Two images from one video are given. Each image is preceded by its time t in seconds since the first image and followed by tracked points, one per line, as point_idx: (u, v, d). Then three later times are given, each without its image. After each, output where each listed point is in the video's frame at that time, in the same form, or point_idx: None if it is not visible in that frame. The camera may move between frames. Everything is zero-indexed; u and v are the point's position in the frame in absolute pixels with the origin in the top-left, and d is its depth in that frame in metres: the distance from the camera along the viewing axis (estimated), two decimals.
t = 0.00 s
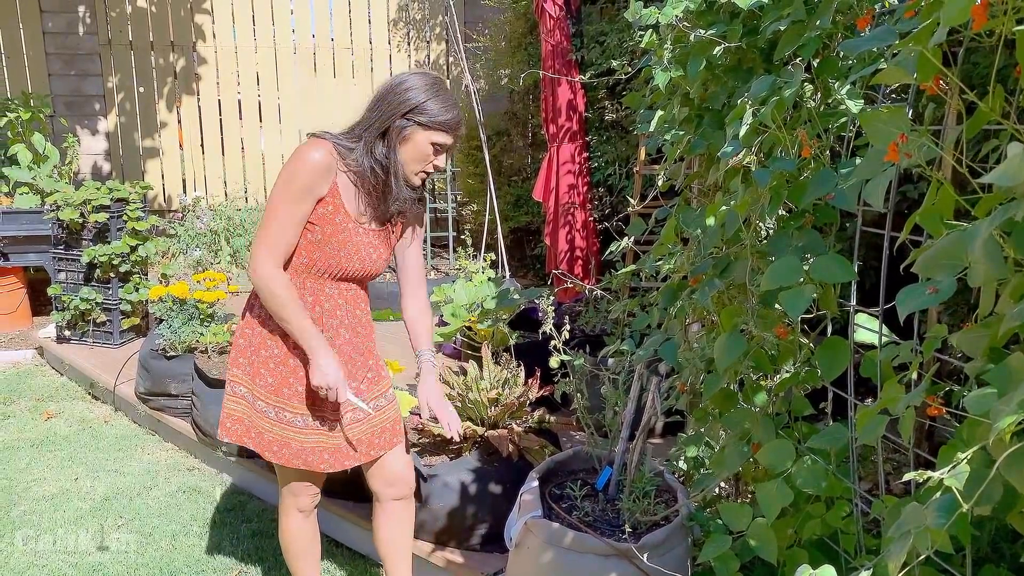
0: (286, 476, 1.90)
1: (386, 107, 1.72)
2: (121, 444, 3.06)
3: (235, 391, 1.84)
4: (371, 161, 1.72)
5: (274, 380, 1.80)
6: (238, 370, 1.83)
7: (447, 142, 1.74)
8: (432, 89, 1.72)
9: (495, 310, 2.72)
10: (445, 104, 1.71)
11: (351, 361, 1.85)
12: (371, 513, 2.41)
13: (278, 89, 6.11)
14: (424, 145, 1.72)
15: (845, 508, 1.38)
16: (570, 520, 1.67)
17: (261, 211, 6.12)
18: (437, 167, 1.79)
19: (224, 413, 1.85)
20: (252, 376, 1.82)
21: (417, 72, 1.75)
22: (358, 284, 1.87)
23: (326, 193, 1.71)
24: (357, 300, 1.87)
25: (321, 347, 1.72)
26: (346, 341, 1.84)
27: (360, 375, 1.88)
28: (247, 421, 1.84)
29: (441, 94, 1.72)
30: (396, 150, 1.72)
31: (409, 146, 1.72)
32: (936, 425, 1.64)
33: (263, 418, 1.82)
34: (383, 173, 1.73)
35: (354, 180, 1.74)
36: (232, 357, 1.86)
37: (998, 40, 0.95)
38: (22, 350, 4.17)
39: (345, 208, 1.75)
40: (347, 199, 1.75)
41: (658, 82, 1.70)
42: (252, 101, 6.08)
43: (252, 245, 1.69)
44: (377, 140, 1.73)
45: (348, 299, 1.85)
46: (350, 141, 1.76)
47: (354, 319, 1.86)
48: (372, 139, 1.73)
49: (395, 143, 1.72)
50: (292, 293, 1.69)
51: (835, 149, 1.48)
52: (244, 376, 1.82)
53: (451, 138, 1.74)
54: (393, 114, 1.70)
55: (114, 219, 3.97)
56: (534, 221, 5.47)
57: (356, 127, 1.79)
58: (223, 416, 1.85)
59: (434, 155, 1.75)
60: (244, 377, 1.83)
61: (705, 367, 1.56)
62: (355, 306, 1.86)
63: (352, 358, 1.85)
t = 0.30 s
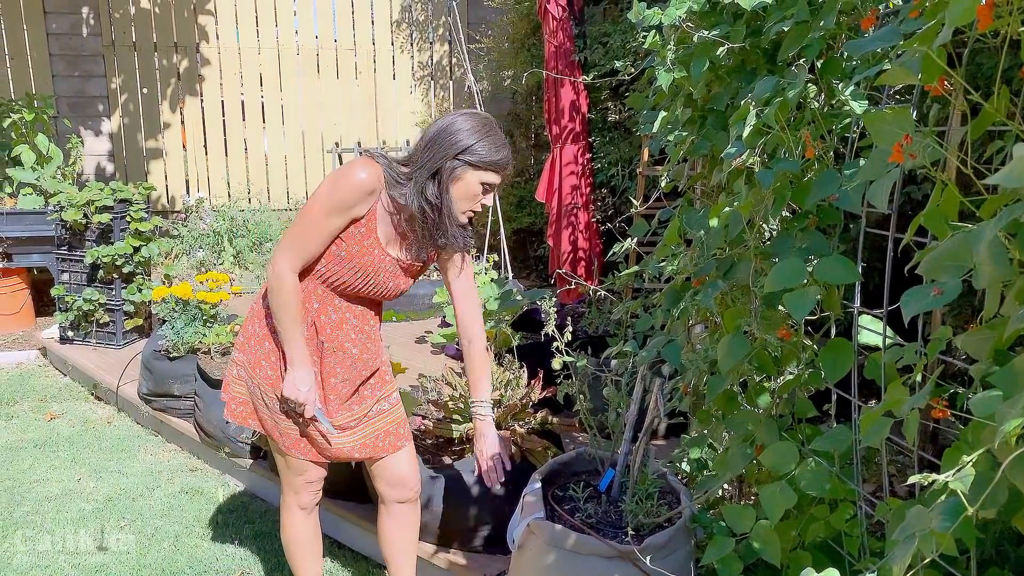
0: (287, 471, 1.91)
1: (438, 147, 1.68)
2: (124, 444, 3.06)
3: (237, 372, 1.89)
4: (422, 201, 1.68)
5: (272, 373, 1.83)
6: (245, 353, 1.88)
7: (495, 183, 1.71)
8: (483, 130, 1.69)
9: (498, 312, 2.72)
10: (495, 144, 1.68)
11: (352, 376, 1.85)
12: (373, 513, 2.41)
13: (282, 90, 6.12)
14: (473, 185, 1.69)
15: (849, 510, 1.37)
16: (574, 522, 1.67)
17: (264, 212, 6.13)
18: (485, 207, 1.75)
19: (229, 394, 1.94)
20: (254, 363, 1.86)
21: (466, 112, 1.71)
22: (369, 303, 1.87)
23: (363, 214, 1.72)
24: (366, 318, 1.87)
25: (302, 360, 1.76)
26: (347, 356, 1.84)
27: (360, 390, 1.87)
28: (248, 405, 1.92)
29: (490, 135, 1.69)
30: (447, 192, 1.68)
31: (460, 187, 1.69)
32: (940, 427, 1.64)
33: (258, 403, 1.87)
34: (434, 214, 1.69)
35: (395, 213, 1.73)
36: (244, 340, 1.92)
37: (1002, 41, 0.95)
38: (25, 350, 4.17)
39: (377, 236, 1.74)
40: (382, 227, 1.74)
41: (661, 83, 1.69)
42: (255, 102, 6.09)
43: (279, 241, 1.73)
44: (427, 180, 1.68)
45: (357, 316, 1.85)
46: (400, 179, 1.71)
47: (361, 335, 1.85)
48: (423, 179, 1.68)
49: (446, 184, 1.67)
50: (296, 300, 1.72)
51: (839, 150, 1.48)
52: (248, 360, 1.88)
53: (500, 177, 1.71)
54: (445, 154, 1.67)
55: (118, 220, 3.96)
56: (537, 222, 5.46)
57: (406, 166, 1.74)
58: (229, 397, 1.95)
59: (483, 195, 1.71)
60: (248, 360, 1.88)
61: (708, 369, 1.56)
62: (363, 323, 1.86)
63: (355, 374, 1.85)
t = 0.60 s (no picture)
0: (292, 472, 1.91)
1: (469, 184, 1.63)
2: (127, 446, 3.05)
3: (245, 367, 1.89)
4: (450, 237, 1.63)
5: (279, 374, 1.83)
6: (254, 349, 1.88)
7: (523, 223, 1.66)
8: (514, 169, 1.63)
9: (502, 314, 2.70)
10: (526, 183, 1.63)
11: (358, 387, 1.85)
12: (376, 515, 2.41)
13: (285, 90, 6.12)
14: (501, 224, 1.64)
15: (855, 515, 1.36)
16: (579, 525, 1.67)
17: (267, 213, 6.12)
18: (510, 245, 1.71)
19: (239, 389, 1.96)
20: (261, 362, 1.86)
21: (500, 149, 1.66)
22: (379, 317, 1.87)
23: (388, 240, 1.70)
24: (375, 332, 1.88)
25: (311, 370, 1.77)
26: (353, 367, 1.84)
27: (364, 400, 1.88)
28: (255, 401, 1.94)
29: (522, 175, 1.64)
30: (475, 229, 1.63)
31: (487, 224, 1.64)
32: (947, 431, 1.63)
33: (263, 400, 1.88)
34: (461, 250, 1.65)
35: (417, 242, 1.72)
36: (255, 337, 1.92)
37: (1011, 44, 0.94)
38: (30, 351, 4.18)
39: (399, 262, 1.73)
40: (404, 253, 1.73)
41: (666, 85, 1.68)
42: (259, 102, 6.09)
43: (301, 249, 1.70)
44: (457, 217, 1.63)
45: (366, 329, 1.85)
46: (430, 213, 1.66)
47: (367, 348, 1.86)
48: (452, 215, 1.63)
49: (474, 221, 1.62)
50: (310, 311, 1.72)
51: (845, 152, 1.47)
52: (256, 357, 1.87)
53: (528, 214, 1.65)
54: (476, 192, 1.62)
55: (121, 221, 3.95)
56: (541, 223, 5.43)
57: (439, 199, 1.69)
58: (238, 390, 1.97)
59: (510, 234, 1.67)
60: (256, 357, 1.88)
61: (713, 373, 1.55)
62: (372, 335, 1.86)
63: (360, 385, 1.86)
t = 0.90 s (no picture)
0: (295, 471, 1.91)
1: (473, 188, 1.60)
2: (130, 445, 3.05)
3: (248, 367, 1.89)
4: (452, 241, 1.61)
5: (281, 374, 1.83)
6: (257, 350, 1.88)
7: (527, 229, 1.62)
8: (521, 175, 1.60)
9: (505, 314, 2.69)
10: (532, 191, 1.59)
11: (360, 387, 1.85)
12: (379, 515, 2.40)
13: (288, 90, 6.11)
14: (503, 229, 1.61)
15: (860, 516, 1.36)
16: (582, 526, 1.66)
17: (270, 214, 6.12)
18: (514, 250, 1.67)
19: (242, 388, 1.96)
20: (264, 362, 1.86)
21: (507, 154, 1.63)
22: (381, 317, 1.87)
23: (391, 242, 1.69)
24: (377, 332, 1.87)
25: (313, 370, 1.77)
26: (355, 367, 1.83)
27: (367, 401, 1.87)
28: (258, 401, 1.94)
29: (528, 181, 1.60)
30: (477, 234, 1.60)
31: (490, 229, 1.60)
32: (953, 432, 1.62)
33: (267, 400, 1.88)
34: (463, 254, 1.62)
35: (420, 245, 1.71)
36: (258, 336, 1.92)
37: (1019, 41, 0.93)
38: (32, 351, 4.18)
39: (402, 265, 1.72)
40: (407, 256, 1.72)
41: (670, 84, 1.67)
42: (262, 103, 6.09)
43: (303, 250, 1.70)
44: (459, 220, 1.60)
45: (368, 329, 1.85)
46: (433, 216, 1.65)
47: (369, 349, 1.86)
48: (454, 218, 1.60)
49: (476, 225, 1.59)
50: (312, 311, 1.72)
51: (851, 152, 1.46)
52: (259, 356, 1.87)
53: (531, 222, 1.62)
54: (479, 196, 1.58)
55: (124, 221, 3.95)
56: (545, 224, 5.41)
57: (445, 201, 1.67)
58: (242, 390, 1.97)
59: (513, 240, 1.63)
60: (259, 358, 1.87)
61: (717, 373, 1.55)
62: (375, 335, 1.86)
63: (363, 385, 1.85)
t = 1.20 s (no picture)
0: (296, 473, 1.90)
1: (468, 186, 1.61)
2: (133, 445, 3.05)
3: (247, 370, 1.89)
4: (447, 239, 1.62)
5: (280, 376, 1.83)
6: (255, 352, 1.88)
7: (522, 228, 1.63)
8: (517, 173, 1.60)
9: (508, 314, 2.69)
10: (527, 189, 1.60)
11: (359, 387, 1.85)
12: (382, 515, 2.40)
13: (292, 91, 6.12)
14: (499, 228, 1.61)
15: (867, 517, 1.35)
16: (586, 527, 1.65)
17: (273, 214, 6.13)
18: (509, 250, 1.68)
19: (241, 391, 1.96)
20: (262, 364, 1.86)
21: (503, 152, 1.64)
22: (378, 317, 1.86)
23: (387, 240, 1.69)
24: (375, 331, 1.87)
25: (312, 370, 1.76)
26: (354, 366, 1.83)
27: (366, 401, 1.87)
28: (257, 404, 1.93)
29: (524, 180, 1.61)
30: (472, 232, 1.61)
31: (485, 228, 1.61)
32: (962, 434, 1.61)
33: (266, 403, 1.87)
34: (458, 252, 1.63)
35: (415, 243, 1.71)
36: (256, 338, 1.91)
37: None
38: (36, 351, 4.18)
39: (398, 263, 1.72)
40: (403, 255, 1.72)
41: (675, 84, 1.67)
42: (266, 104, 6.09)
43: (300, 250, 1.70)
44: (454, 218, 1.61)
45: (366, 328, 1.85)
46: (428, 214, 1.66)
47: (368, 348, 1.85)
48: (449, 216, 1.61)
49: (471, 224, 1.60)
50: (310, 311, 1.71)
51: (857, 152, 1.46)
52: (257, 358, 1.87)
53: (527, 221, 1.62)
54: (474, 194, 1.59)
55: (128, 221, 3.95)
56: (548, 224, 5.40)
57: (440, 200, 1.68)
58: (240, 393, 1.96)
59: (508, 239, 1.64)
60: (257, 360, 1.87)
61: (723, 374, 1.54)
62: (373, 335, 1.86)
63: (362, 385, 1.85)
